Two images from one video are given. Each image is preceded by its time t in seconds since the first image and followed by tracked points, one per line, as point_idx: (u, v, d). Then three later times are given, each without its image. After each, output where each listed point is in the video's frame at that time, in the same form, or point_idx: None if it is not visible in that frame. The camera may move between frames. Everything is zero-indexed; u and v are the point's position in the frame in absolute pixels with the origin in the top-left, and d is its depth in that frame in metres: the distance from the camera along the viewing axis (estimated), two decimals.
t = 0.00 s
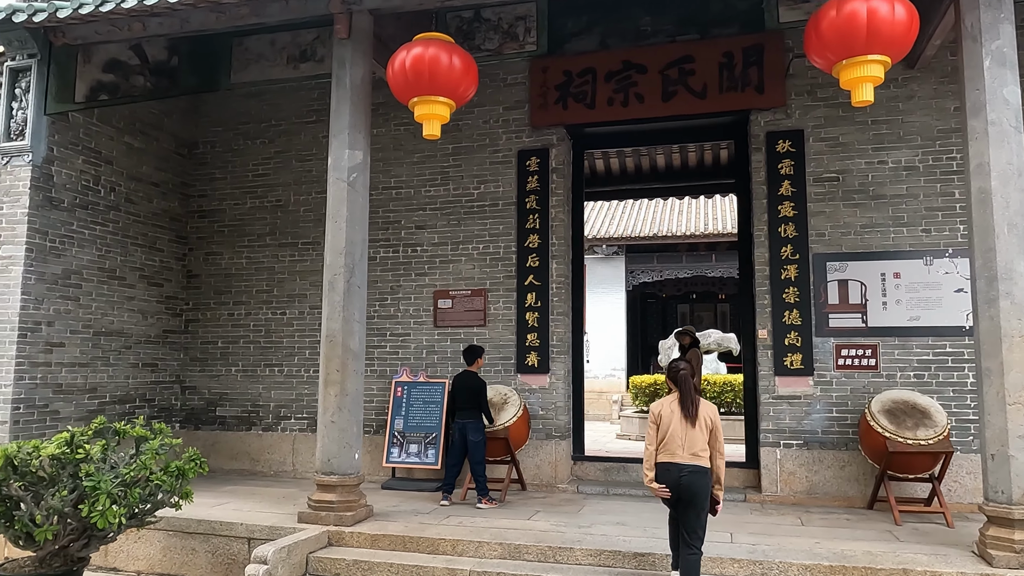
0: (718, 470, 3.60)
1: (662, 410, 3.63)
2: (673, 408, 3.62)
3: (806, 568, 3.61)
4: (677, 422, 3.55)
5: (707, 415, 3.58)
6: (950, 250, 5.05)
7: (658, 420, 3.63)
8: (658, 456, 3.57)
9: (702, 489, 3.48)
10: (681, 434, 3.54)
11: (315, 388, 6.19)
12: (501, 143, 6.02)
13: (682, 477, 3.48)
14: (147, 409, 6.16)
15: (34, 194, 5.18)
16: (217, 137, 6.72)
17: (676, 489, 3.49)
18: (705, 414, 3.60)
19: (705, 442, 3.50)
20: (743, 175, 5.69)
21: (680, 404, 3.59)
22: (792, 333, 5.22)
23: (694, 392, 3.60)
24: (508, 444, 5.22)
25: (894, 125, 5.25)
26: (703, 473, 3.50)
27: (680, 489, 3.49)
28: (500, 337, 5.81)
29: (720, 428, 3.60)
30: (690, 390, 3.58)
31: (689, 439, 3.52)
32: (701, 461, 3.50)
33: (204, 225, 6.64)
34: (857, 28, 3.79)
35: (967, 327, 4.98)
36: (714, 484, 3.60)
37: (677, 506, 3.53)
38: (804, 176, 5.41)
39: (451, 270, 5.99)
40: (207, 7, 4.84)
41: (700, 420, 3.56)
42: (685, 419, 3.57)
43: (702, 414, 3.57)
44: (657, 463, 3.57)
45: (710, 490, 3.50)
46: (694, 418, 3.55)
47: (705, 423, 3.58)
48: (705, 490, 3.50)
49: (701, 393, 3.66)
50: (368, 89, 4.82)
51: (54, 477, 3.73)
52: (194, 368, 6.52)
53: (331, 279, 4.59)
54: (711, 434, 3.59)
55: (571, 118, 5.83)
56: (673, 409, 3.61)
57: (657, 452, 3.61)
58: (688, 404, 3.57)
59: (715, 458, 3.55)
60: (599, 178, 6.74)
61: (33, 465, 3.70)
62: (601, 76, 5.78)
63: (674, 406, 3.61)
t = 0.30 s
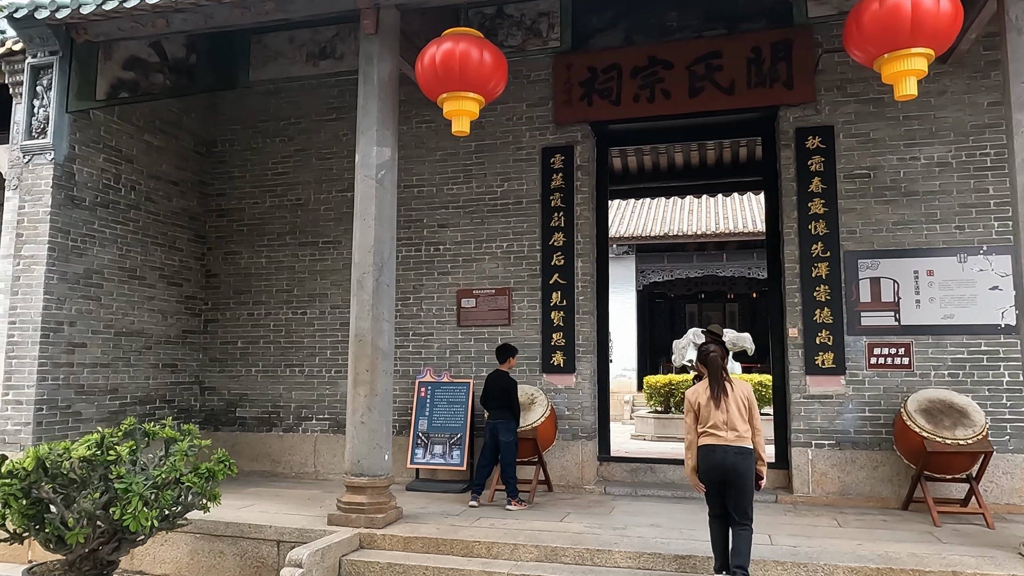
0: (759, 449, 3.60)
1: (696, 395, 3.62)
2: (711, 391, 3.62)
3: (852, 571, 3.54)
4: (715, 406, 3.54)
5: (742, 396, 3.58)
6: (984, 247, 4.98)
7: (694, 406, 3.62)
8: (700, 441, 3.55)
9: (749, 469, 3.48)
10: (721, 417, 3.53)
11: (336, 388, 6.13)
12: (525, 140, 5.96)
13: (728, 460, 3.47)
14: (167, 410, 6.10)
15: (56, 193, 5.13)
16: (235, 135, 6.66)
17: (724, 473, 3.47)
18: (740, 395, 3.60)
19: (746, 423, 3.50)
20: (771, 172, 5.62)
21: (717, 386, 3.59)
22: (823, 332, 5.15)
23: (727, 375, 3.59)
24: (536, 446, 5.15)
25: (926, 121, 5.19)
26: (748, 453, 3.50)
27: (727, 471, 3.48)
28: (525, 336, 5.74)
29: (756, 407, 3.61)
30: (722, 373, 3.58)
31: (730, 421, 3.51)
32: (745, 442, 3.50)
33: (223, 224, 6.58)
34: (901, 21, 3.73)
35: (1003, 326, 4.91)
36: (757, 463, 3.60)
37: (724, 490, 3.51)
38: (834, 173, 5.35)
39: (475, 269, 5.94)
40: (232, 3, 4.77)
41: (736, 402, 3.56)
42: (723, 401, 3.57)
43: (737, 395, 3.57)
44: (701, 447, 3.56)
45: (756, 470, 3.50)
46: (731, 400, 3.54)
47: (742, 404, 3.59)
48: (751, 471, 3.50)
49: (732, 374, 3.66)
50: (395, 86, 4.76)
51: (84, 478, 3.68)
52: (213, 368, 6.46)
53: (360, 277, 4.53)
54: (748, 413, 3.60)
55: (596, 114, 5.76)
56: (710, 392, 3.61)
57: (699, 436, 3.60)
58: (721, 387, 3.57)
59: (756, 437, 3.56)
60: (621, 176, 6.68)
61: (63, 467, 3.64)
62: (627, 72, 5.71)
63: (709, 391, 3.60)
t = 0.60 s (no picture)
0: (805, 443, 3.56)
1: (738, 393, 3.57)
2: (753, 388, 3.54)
3: None
4: (758, 403, 3.48)
5: (785, 392, 3.53)
6: (1022, 247, 4.90)
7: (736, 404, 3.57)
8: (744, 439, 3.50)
9: (795, 464, 3.44)
10: (764, 414, 3.47)
11: (359, 391, 6.06)
12: (550, 139, 5.90)
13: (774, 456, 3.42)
14: (189, 413, 6.04)
15: (79, 194, 5.08)
16: (256, 135, 6.60)
17: (770, 470, 3.43)
18: (783, 390, 3.53)
19: (790, 419, 3.45)
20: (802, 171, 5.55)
21: (760, 383, 3.52)
22: (856, 333, 5.08)
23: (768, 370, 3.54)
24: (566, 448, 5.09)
25: (960, 119, 5.12)
26: (794, 448, 3.45)
27: (774, 468, 3.43)
28: (552, 338, 5.68)
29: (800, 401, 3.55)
30: (764, 370, 3.52)
31: (775, 418, 3.46)
32: (790, 438, 3.44)
33: (243, 225, 6.52)
34: (948, 17, 3.65)
35: None
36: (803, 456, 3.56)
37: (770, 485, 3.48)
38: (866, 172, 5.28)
39: (500, 270, 5.88)
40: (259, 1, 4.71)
41: (779, 398, 3.51)
42: (766, 398, 3.50)
43: (780, 391, 3.52)
44: (746, 446, 3.50)
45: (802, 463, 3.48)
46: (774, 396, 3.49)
47: (785, 399, 3.53)
48: (797, 466, 3.46)
49: (774, 369, 3.60)
50: (425, 84, 4.70)
51: (117, 483, 3.62)
52: (234, 371, 6.40)
53: (391, 278, 4.47)
54: (792, 408, 3.54)
55: (623, 113, 5.69)
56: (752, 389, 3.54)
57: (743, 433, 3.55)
58: (763, 383, 3.51)
59: (802, 431, 3.51)
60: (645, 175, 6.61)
61: (96, 472, 3.57)
62: (655, 70, 5.64)
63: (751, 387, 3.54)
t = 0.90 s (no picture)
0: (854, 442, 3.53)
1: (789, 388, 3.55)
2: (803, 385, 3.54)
3: None
4: (809, 399, 3.47)
5: (836, 390, 3.51)
6: None
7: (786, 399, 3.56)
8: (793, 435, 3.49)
9: (843, 462, 3.41)
10: (814, 411, 3.46)
11: (383, 391, 6.01)
12: (576, 137, 5.85)
13: (822, 453, 3.40)
14: (212, 414, 5.99)
15: (105, 194, 5.04)
16: (277, 134, 6.55)
17: (817, 466, 3.41)
18: (834, 388, 3.52)
19: (840, 416, 3.43)
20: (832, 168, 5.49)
21: (811, 380, 3.51)
22: (891, 332, 5.01)
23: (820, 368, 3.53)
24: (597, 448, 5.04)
25: (995, 114, 5.06)
26: (843, 446, 3.42)
27: (822, 465, 3.41)
28: (580, 338, 5.63)
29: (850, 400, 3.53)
30: (816, 367, 3.51)
31: (824, 415, 3.44)
32: (839, 435, 3.42)
33: (265, 225, 6.47)
34: (993, 11, 3.59)
35: None
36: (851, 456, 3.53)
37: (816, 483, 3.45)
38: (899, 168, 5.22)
39: (526, 269, 5.83)
40: None
41: (830, 396, 3.49)
42: (817, 395, 3.49)
43: (831, 388, 3.50)
44: (794, 442, 3.50)
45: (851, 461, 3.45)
46: (825, 393, 3.48)
47: (836, 397, 3.50)
48: (845, 463, 3.44)
49: (825, 368, 3.59)
50: (455, 82, 4.64)
51: (153, 486, 3.57)
52: (257, 372, 6.35)
53: (423, 278, 4.41)
54: (842, 407, 3.52)
55: (650, 111, 5.62)
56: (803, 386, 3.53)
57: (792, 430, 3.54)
58: (814, 380, 3.51)
59: (851, 429, 3.48)
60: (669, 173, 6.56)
61: (133, 475, 3.53)
62: (682, 67, 5.57)
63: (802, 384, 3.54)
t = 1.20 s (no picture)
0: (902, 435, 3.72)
1: (847, 376, 3.75)
2: (860, 374, 3.72)
3: None
4: (866, 388, 3.67)
5: (892, 381, 3.71)
6: None
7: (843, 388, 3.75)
8: (847, 421, 3.68)
9: (894, 451, 3.61)
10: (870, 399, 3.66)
11: (409, 396, 5.96)
12: (605, 139, 5.79)
13: (875, 440, 3.60)
14: (238, 419, 5.95)
15: (134, 198, 5.00)
16: (301, 137, 6.51)
17: (869, 454, 3.60)
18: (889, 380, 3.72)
19: (895, 406, 3.62)
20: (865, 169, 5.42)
21: (871, 369, 3.71)
22: (928, 335, 4.94)
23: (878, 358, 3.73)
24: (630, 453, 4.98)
25: None
26: (895, 436, 3.62)
27: (874, 452, 3.61)
28: (610, 341, 5.57)
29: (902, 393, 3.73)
30: (876, 357, 3.71)
31: (880, 403, 3.64)
32: (892, 424, 3.62)
33: (289, 228, 6.43)
34: None
35: None
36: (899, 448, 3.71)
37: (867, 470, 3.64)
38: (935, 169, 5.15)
39: (554, 272, 5.78)
40: None
41: (886, 386, 3.69)
42: (875, 383, 3.68)
43: (887, 379, 3.70)
44: (847, 427, 3.69)
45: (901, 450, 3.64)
46: (882, 382, 3.68)
47: (890, 388, 3.70)
48: (896, 453, 3.63)
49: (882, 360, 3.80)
50: (488, 83, 4.59)
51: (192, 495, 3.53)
52: (281, 376, 6.31)
53: (458, 282, 4.36)
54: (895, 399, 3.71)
55: (679, 111, 5.56)
56: (862, 375, 3.72)
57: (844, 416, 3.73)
58: (873, 369, 3.70)
59: (902, 421, 3.68)
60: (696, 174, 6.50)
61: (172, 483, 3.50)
62: (712, 67, 5.49)
63: (859, 372, 3.73)
